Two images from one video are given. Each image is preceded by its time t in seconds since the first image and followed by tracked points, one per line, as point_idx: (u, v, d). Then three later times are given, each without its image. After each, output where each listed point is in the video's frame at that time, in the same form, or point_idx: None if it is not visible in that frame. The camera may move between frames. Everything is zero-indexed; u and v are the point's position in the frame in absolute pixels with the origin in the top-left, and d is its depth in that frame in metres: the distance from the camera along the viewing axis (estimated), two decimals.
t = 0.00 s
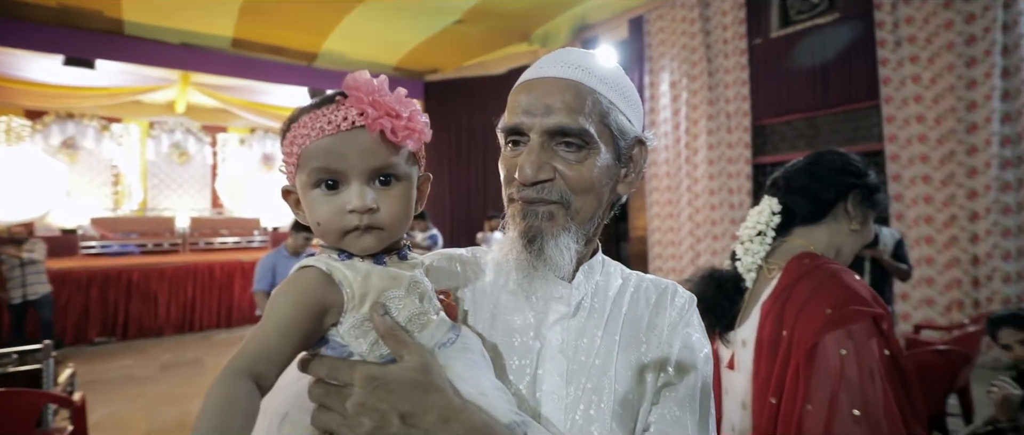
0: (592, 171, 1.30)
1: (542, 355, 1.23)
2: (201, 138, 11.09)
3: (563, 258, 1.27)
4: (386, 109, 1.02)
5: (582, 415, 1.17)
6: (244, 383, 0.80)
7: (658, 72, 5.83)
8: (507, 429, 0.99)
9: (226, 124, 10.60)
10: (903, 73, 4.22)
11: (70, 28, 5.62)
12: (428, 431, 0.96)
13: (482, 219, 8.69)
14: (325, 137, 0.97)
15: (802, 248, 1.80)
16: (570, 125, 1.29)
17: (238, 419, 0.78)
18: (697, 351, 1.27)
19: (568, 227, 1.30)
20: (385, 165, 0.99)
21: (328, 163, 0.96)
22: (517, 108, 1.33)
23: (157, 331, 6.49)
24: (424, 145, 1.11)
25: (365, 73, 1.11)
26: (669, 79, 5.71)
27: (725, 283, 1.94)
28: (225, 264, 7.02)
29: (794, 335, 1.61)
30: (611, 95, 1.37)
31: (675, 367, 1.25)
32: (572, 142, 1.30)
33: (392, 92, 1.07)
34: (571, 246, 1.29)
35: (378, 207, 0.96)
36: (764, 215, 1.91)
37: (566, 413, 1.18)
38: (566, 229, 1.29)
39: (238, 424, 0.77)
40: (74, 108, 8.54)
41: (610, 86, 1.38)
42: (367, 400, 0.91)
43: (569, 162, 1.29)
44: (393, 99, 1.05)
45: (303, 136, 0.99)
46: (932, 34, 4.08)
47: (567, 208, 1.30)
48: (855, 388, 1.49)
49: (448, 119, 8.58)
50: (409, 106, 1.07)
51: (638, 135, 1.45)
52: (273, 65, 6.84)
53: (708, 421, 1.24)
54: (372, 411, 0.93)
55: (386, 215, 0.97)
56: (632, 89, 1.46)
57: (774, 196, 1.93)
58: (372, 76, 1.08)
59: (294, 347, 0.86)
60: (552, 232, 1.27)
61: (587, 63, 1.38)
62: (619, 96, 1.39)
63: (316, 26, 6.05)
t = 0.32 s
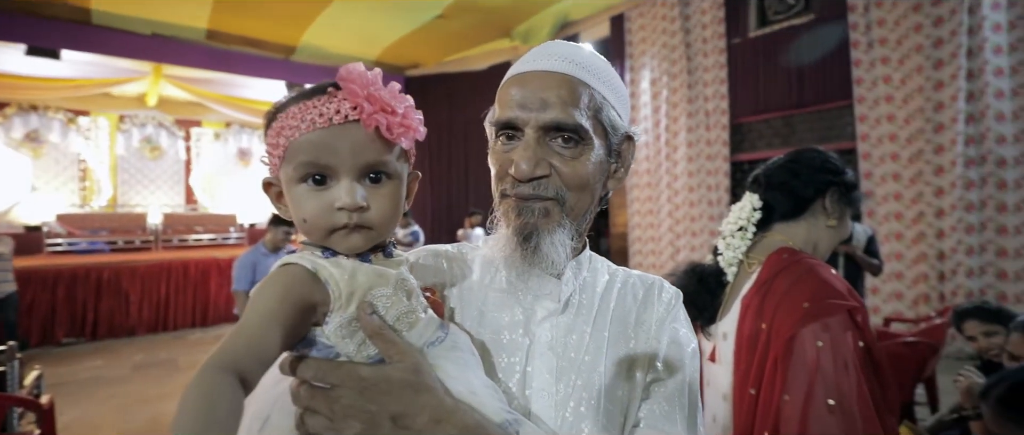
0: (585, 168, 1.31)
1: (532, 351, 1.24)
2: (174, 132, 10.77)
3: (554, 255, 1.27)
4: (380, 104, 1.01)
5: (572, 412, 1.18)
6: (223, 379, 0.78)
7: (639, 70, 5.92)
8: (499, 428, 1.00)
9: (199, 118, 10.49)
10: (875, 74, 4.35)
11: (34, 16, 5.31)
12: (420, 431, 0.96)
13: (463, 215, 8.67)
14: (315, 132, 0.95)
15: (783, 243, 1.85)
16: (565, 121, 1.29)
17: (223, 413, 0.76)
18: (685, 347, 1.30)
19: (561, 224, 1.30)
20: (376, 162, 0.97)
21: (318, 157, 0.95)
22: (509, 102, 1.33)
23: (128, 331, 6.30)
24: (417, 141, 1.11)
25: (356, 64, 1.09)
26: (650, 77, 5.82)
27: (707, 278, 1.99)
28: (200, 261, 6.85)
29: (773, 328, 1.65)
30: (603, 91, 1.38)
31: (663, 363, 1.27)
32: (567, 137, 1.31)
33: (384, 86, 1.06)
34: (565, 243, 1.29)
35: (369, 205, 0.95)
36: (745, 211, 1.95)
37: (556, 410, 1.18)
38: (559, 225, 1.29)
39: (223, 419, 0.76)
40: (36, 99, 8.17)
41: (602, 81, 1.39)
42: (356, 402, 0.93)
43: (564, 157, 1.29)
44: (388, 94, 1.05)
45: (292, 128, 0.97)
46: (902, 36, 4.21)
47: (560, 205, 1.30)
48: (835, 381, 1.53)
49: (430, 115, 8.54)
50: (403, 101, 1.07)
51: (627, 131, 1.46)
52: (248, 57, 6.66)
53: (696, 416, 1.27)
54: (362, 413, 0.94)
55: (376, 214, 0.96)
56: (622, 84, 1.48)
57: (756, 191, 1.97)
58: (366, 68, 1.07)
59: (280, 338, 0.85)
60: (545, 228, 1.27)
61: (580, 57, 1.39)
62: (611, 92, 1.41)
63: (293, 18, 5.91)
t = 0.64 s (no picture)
0: (577, 163, 1.31)
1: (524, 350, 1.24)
2: (154, 126, 10.56)
3: (546, 252, 1.27)
4: (373, 98, 1.00)
5: (566, 411, 1.19)
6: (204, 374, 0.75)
7: (626, 68, 5.98)
8: (494, 427, 1.00)
9: (180, 112, 10.28)
10: (856, 74, 4.45)
11: (12, 7, 5.15)
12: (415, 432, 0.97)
13: (450, 212, 8.65)
14: (304, 125, 0.94)
15: (767, 241, 1.87)
16: (558, 117, 1.29)
17: (193, 406, 0.74)
18: (676, 343, 1.32)
19: (553, 220, 1.30)
20: (367, 158, 0.96)
21: (307, 152, 0.93)
22: (501, 96, 1.32)
23: (108, 330, 6.18)
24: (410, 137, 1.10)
25: (348, 56, 1.08)
26: (637, 74, 5.88)
27: (694, 274, 2.04)
28: (182, 259, 6.73)
29: (757, 324, 1.67)
30: (594, 85, 1.38)
31: (656, 360, 1.29)
32: (559, 132, 1.31)
33: (377, 79, 1.05)
34: (556, 239, 1.30)
35: (360, 203, 0.94)
36: (731, 208, 1.97)
37: (550, 409, 1.18)
38: (550, 221, 1.29)
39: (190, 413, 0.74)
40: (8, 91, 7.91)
41: (595, 75, 1.39)
42: (349, 404, 0.92)
43: (556, 153, 1.30)
44: (380, 87, 1.03)
45: (279, 121, 0.95)
46: (882, 37, 4.31)
47: (551, 202, 1.30)
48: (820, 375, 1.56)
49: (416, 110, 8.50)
50: (395, 95, 1.06)
51: (619, 125, 1.46)
52: (232, 51, 6.54)
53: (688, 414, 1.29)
54: (355, 417, 0.93)
55: (367, 212, 0.95)
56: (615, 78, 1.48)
57: (742, 188, 1.99)
58: (358, 60, 1.06)
59: (267, 331, 0.81)
60: (537, 225, 1.28)
61: (573, 50, 1.38)
62: (603, 86, 1.41)
63: (278, 12, 5.82)
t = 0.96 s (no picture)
0: (574, 158, 1.32)
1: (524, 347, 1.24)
2: (149, 123, 10.47)
3: (543, 248, 1.28)
4: (369, 90, 1.00)
5: (565, 409, 1.19)
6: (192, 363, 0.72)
7: (622, 65, 5.98)
8: (494, 427, 1.00)
9: (174, 109, 10.21)
10: (851, 72, 4.47)
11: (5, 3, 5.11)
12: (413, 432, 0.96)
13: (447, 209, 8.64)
14: (298, 118, 0.93)
15: (762, 237, 1.88)
16: (555, 111, 1.29)
17: (176, 396, 0.69)
18: (677, 341, 1.34)
19: (549, 216, 1.31)
20: (364, 152, 0.96)
21: (301, 146, 0.93)
22: (496, 90, 1.32)
23: (103, 328, 6.15)
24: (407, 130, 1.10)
25: (342, 48, 1.07)
26: (634, 72, 5.88)
27: (689, 271, 2.06)
28: (177, 257, 6.70)
29: (753, 320, 1.68)
30: (593, 77, 1.38)
31: (657, 358, 1.30)
32: (555, 126, 1.31)
33: (373, 72, 1.05)
34: (552, 235, 1.31)
35: (356, 199, 0.94)
36: (726, 205, 1.99)
37: (550, 407, 1.18)
38: (546, 217, 1.30)
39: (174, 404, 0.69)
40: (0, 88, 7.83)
41: (594, 69, 1.39)
42: (348, 404, 0.92)
43: (552, 147, 1.30)
44: (375, 79, 1.03)
45: (271, 114, 0.94)
46: (878, 35, 4.34)
47: (548, 197, 1.31)
48: (815, 371, 1.57)
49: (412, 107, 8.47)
50: (391, 88, 1.05)
51: (618, 119, 1.46)
52: (228, 47, 6.50)
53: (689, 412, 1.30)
54: (352, 417, 0.93)
55: (363, 208, 0.95)
56: (613, 71, 1.48)
57: (738, 184, 2.00)
58: (353, 53, 1.05)
59: (262, 326, 0.79)
60: (534, 220, 1.28)
61: (571, 43, 1.38)
62: (602, 80, 1.41)
63: (273, 8, 5.78)
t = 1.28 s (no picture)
0: (577, 153, 1.32)
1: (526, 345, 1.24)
2: (155, 122, 10.58)
3: (545, 246, 1.28)
4: (362, 79, 1.00)
5: (568, 408, 1.19)
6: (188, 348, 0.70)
7: (627, 64, 5.97)
8: (495, 427, 1.01)
9: (180, 108, 10.28)
10: (858, 71, 4.45)
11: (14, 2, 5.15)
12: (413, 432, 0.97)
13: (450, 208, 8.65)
14: (290, 110, 0.93)
15: (765, 236, 1.88)
16: (557, 106, 1.29)
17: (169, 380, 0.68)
18: (682, 340, 1.34)
19: (551, 213, 1.31)
20: (359, 144, 0.96)
21: (294, 139, 0.93)
22: (499, 84, 1.33)
23: (110, 325, 6.19)
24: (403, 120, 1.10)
25: (331, 37, 1.07)
26: (638, 71, 5.86)
27: (692, 270, 2.08)
28: (183, 255, 6.73)
29: (754, 318, 1.68)
30: (598, 72, 1.38)
31: (662, 358, 1.31)
32: (559, 121, 1.31)
33: (364, 60, 1.05)
34: (555, 232, 1.31)
35: (353, 192, 0.94)
36: (730, 203, 1.98)
37: (552, 407, 1.18)
38: (549, 214, 1.30)
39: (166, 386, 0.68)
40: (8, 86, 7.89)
41: (599, 64, 1.39)
42: (347, 403, 0.92)
43: (555, 142, 1.30)
44: (368, 68, 1.03)
45: (262, 108, 0.95)
46: (885, 34, 4.31)
47: (550, 194, 1.31)
48: (818, 371, 1.56)
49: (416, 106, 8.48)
50: (385, 77, 1.05)
51: (623, 114, 1.46)
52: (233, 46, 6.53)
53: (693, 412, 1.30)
54: (351, 416, 0.93)
55: (361, 202, 0.95)
56: (618, 65, 1.48)
57: (742, 183, 2.00)
58: (343, 42, 1.05)
59: (262, 311, 0.77)
60: (536, 217, 1.28)
61: (576, 37, 1.38)
62: (606, 74, 1.41)
63: (279, 8, 5.80)
